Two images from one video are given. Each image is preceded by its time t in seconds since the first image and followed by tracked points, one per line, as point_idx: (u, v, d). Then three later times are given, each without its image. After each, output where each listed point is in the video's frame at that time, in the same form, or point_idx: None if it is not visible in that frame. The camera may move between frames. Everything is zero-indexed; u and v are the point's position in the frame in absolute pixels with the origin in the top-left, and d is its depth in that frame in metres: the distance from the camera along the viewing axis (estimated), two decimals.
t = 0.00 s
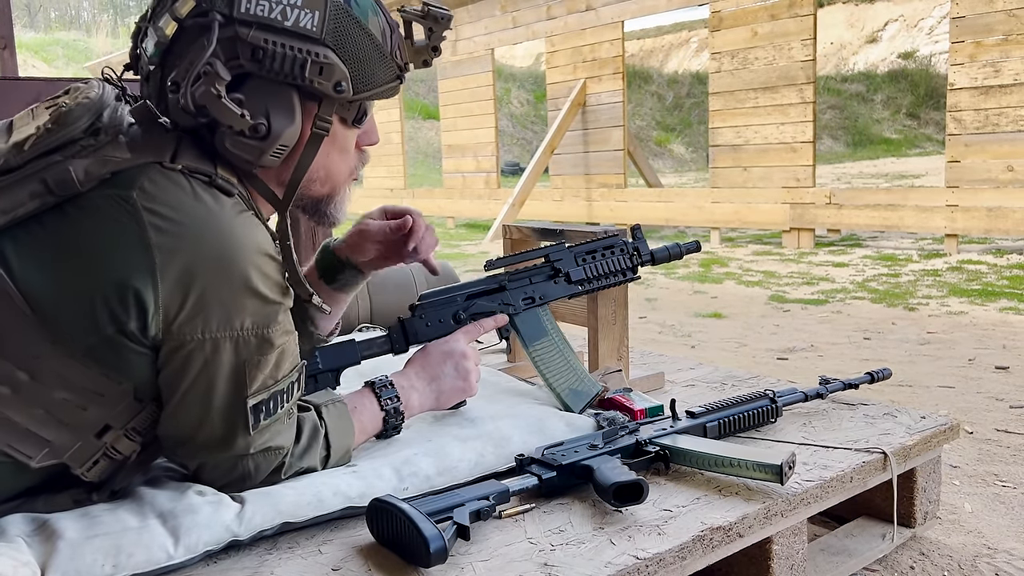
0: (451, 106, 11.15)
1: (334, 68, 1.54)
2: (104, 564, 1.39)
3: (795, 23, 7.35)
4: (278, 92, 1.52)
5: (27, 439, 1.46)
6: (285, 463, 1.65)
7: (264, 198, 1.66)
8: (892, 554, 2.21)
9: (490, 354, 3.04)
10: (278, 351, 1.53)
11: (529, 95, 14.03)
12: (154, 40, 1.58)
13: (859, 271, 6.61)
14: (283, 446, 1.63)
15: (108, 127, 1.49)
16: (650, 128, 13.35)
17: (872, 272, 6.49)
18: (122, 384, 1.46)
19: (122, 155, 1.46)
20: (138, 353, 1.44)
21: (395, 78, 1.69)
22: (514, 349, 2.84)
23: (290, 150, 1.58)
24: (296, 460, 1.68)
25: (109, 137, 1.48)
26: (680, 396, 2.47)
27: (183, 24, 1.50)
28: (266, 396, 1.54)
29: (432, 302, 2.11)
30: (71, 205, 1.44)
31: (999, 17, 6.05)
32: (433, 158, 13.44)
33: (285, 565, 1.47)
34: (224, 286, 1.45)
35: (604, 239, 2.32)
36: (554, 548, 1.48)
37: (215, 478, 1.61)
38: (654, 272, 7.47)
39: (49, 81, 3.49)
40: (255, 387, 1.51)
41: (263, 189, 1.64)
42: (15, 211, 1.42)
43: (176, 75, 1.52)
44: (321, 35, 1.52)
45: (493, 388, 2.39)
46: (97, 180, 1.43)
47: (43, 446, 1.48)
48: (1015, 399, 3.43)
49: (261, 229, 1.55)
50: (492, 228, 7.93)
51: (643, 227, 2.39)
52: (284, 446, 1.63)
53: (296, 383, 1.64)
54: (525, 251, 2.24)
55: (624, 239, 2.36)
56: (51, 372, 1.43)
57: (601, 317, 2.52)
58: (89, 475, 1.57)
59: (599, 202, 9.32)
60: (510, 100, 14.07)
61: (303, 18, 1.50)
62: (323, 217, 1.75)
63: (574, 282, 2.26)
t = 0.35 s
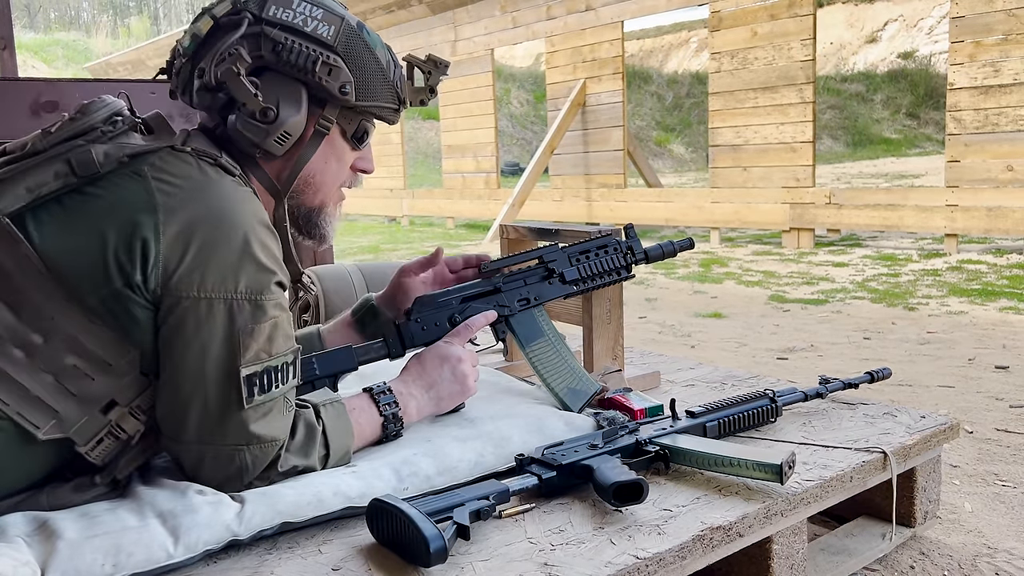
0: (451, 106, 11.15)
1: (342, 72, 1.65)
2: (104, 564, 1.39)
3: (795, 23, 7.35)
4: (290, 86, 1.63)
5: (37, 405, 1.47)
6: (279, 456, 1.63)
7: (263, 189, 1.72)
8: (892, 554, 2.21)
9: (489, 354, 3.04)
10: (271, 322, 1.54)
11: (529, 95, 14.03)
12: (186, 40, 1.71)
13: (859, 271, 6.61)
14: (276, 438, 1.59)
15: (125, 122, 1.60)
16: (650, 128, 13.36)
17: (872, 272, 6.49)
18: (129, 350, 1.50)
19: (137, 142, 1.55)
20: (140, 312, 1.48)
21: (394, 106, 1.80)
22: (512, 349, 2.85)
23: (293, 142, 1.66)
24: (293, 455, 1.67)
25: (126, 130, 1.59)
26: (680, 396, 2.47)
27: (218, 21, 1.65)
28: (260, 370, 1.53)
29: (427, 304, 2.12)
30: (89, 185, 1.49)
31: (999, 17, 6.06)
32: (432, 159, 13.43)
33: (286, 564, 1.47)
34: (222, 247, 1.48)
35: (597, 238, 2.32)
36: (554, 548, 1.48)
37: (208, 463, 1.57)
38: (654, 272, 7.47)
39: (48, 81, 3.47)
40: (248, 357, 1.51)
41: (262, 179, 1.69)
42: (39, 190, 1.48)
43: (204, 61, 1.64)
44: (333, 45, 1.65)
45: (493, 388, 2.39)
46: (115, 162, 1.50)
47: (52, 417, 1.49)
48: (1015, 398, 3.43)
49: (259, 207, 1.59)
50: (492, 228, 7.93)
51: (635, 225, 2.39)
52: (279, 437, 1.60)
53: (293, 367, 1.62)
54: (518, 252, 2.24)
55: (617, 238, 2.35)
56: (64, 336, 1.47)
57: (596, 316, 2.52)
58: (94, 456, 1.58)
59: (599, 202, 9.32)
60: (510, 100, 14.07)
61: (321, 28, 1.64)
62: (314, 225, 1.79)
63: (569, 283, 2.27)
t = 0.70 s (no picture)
0: (451, 106, 11.15)
1: (330, 64, 1.67)
2: (104, 564, 1.39)
3: (795, 23, 7.35)
4: (280, 78, 1.64)
5: (37, 387, 1.46)
6: (277, 449, 1.62)
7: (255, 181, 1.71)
8: (892, 554, 2.21)
9: (489, 355, 3.04)
10: (257, 314, 1.52)
11: (528, 95, 14.02)
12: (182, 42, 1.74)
13: (859, 271, 6.61)
14: (272, 432, 1.58)
15: (123, 112, 1.60)
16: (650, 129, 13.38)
17: (872, 272, 6.49)
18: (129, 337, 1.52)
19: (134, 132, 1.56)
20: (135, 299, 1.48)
21: (381, 106, 1.80)
22: (512, 349, 2.85)
23: (284, 132, 1.67)
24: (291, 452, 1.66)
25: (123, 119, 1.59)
26: (680, 396, 2.48)
27: (212, 20, 1.67)
28: (249, 361, 1.51)
29: (427, 303, 2.09)
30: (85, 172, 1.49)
31: (999, 17, 6.05)
32: (432, 159, 13.43)
33: (286, 566, 1.47)
34: (209, 237, 1.49)
35: (597, 238, 2.32)
36: (555, 549, 1.48)
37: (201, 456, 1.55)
38: (654, 272, 7.47)
39: (48, 82, 3.47)
40: (235, 349, 1.50)
41: (257, 169, 1.70)
42: (39, 177, 1.49)
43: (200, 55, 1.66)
44: (322, 40, 1.66)
45: (493, 389, 2.39)
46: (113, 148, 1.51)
47: (52, 401, 1.48)
48: (1015, 398, 3.43)
49: (246, 202, 1.60)
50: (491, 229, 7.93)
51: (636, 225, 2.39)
52: (274, 431, 1.59)
53: (283, 360, 1.60)
54: (519, 252, 2.22)
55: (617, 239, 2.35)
56: (64, 320, 1.48)
57: (596, 317, 2.52)
58: (94, 443, 1.55)
59: (599, 202, 9.32)
60: (510, 101, 14.07)
61: (310, 25, 1.66)
62: (305, 221, 1.78)
63: (569, 282, 2.26)
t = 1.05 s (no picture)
0: (451, 107, 11.15)
1: (336, 74, 1.67)
2: (104, 566, 1.39)
3: (795, 23, 7.35)
4: (286, 86, 1.65)
5: (38, 395, 1.46)
6: (276, 452, 1.62)
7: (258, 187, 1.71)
8: (893, 555, 2.21)
9: (489, 356, 3.04)
10: (260, 319, 1.53)
11: (529, 95, 14.02)
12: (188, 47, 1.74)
13: (859, 271, 6.61)
14: (272, 435, 1.58)
15: (124, 115, 1.60)
16: (650, 128, 13.41)
17: (872, 272, 6.49)
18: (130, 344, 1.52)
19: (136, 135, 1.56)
20: (137, 304, 1.48)
21: (388, 115, 1.80)
22: (512, 350, 2.85)
23: (289, 141, 1.67)
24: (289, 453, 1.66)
25: (125, 120, 1.59)
26: (681, 397, 2.48)
27: (218, 24, 1.67)
28: (251, 367, 1.52)
29: (426, 304, 2.09)
30: (86, 176, 1.49)
31: (999, 17, 6.05)
32: (432, 159, 13.45)
33: (286, 568, 1.47)
34: (212, 241, 1.49)
35: (597, 241, 2.31)
36: (555, 550, 1.48)
37: (201, 461, 1.56)
38: (654, 272, 7.47)
39: (48, 82, 3.47)
40: (237, 355, 1.50)
41: (259, 177, 1.70)
42: (39, 180, 1.48)
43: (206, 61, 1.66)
44: (330, 49, 1.67)
45: (493, 389, 2.39)
46: (115, 152, 1.51)
47: (52, 408, 1.48)
48: (1015, 398, 3.43)
49: (248, 205, 1.60)
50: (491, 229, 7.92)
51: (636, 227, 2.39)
52: (274, 435, 1.59)
53: (285, 365, 1.61)
54: (518, 254, 2.22)
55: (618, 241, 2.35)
56: (66, 326, 1.48)
57: (597, 317, 2.52)
58: (93, 449, 1.55)
59: (599, 202, 9.32)
60: (510, 101, 14.07)
61: (318, 33, 1.66)
62: (308, 229, 1.78)
63: (569, 285, 2.26)
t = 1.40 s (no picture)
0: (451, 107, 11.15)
1: (313, 64, 1.62)
2: (104, 566, 1.39)
3: (795, 23, 7.35)
4: (265, 76, 1.64)
5: (34, 402, 1.47)
6: (273, 454, 1.61)
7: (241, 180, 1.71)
8: (893, 555, 2.21)
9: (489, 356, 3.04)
10: (254, 323, 1.52)
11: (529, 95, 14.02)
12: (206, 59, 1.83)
13: (860, 271, 6.61)
14: (267, 437, 1.58)
15: (121, 117, 1.59)
16: (650, 129, 13.43)
17: (872, 272, 6.49)
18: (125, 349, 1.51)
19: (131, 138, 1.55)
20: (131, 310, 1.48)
21: (380, 115, 1.72)
22: (512, 350, 2.85)
23: (263, 130, 1.64)
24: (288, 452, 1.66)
25: (121, 124, 1.58)
26: (681, 397, 2.48)
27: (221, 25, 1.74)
28: (245, 371, 1.51)
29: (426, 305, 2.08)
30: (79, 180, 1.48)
31: (999, 17, 6.05)
32: (432, 159, 13.51)
33: (286, 568, 1.47)
34: (205, 245, 1.49)
35: (594, 237, 2.32)
36: (555, 550, 1.48)
37: (197, 463, 1.56)
38: (654, 272, 7.47)
39: (48, 82, 3.47)
40: (231, 359, 1.50)
41: (240, 168, 1.70)
42: (33, 185, 1.48)
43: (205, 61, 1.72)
44: (314, 41, 1.64)
45: (493, 390, 2.38)
46: (109, 157, 1.49)
47: (49, 415, 1.49)
48: (1015, 398, 3.43)
49: (241, 206, 1.59)
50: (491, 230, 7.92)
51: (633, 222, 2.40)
52: (268, 436, 1.58)
53: (277, 367, 1.61)
54: (516, 253, 2.21)
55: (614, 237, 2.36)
56: (59, 333, 1.47)
57: (596, 318, 2.52)
58: (90, 452, 1.56)
59: (599, 202, 9.32)
60: (510, 101, 14.07)
61: (307, 28, 1.66)
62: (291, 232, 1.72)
63: (568, 283, 2.26)
